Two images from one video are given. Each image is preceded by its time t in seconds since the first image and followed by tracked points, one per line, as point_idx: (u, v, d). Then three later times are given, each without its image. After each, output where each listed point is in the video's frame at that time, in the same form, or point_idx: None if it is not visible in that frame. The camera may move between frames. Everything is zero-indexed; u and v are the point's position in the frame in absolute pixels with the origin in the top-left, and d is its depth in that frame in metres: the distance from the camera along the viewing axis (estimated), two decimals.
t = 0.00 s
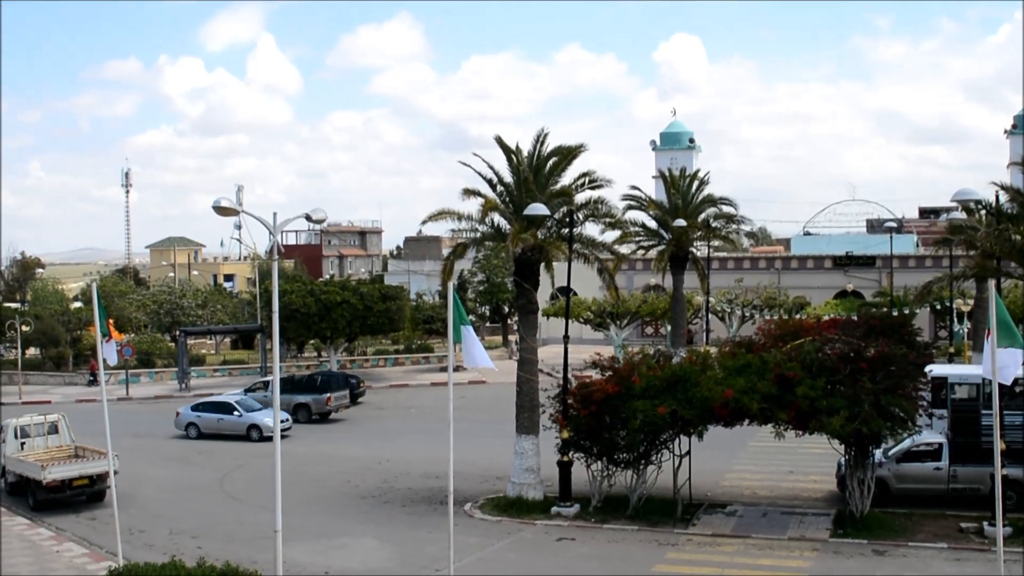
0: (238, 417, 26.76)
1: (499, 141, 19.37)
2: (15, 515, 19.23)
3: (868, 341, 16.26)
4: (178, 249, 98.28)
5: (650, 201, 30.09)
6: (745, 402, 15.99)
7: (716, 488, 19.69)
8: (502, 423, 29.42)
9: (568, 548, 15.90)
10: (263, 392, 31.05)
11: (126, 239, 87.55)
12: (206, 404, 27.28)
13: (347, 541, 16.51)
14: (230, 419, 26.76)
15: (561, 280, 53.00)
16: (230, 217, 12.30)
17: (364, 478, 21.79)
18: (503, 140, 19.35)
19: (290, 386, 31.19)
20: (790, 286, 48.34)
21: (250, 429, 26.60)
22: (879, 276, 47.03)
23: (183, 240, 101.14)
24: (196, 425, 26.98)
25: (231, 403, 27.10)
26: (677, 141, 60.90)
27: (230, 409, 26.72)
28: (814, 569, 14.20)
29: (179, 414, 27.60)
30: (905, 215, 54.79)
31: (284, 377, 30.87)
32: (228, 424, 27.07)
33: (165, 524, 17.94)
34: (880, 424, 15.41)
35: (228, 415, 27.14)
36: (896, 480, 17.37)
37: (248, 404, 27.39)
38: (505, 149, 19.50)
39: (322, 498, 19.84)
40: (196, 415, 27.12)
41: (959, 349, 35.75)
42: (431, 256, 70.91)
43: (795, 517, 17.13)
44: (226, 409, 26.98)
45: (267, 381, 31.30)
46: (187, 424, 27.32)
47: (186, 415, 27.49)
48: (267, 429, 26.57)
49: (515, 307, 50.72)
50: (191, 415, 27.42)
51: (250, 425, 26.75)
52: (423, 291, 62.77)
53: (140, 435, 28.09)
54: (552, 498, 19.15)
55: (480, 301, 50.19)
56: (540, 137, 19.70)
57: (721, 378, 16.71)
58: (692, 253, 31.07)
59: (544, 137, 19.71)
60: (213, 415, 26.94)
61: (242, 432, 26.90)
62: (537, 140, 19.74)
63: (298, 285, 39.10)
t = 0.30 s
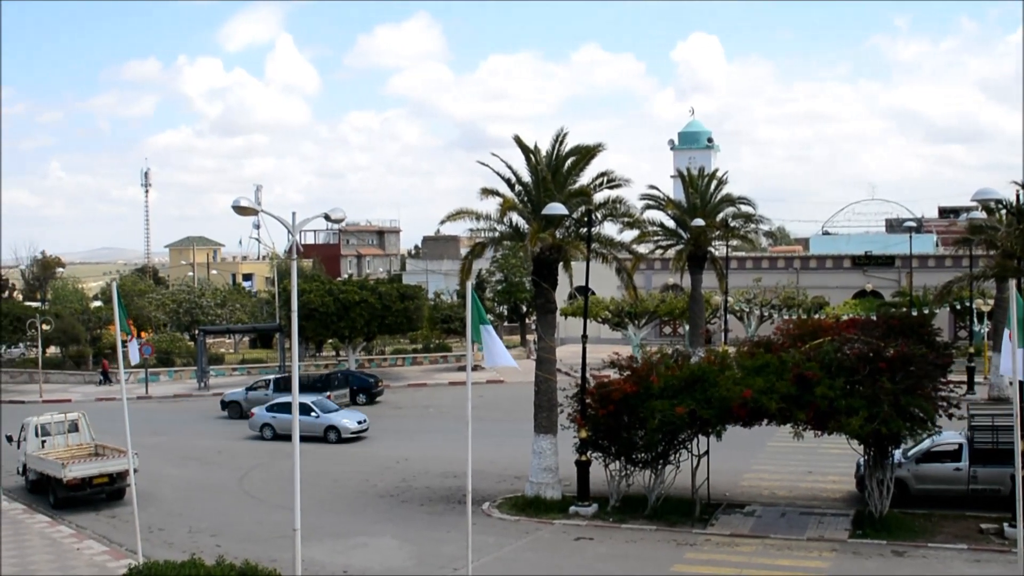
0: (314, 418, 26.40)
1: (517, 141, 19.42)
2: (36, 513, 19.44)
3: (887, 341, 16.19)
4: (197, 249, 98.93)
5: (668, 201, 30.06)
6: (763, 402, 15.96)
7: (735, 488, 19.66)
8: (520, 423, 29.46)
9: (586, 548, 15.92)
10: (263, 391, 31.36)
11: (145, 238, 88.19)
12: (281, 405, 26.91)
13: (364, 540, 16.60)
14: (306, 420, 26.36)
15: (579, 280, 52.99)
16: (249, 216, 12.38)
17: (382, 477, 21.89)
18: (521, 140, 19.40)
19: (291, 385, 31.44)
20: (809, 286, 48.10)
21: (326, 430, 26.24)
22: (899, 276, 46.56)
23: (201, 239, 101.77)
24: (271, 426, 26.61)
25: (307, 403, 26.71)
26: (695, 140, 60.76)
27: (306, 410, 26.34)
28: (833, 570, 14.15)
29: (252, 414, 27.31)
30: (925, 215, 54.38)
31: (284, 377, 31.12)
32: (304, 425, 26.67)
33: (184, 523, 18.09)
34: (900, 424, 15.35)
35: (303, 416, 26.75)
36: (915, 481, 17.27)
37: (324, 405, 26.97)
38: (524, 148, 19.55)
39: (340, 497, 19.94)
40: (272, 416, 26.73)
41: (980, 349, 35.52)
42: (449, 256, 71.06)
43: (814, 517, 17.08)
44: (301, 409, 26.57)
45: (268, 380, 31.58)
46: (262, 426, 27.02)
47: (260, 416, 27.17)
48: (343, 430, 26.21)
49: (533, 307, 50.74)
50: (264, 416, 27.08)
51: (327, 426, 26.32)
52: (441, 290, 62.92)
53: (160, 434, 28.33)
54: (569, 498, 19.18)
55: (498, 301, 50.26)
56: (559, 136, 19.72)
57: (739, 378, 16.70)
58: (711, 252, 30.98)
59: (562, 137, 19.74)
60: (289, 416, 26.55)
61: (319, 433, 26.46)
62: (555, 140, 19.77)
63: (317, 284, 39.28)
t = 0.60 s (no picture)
0: (387, 417, 26.04)
1: (536, 138, 19.45)
2: (58, 509, 19.66)
3: (907, 339, 16.10)
4: (217, 247, 99.53)
5: (687, 199, 29.98)
6: (783, 400, 15.93)
7: (754, 486, 19.62)
8: (538, 421, 29.50)
9: (605, 546, 15.94)
10: (263, 388, 31.54)
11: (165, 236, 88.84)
12: (354, 404, 26.66)
13: (383, 537, 16.69)
14: (380, 420, 26.05)
15: (597, 278, 52.92)
16: (269, 214, 12.45)
17: (401, 474, 22.00)
18: (540, 137, 19.42)
19: (291, 383, 31.56)
20: (828, 284, 47.87)
21: (399, 429, 25.82)
22: (919, 274, 46.33)
23: (221, 237, 102.36)
24: (343, 425, 26.31)
25: (381, 403, 26.45)
26: (714, 138, 60.54)
27: (380, 409, 26.05)
28: (853, 568, 14.11)
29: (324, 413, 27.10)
30: (945, 213, 54.00)
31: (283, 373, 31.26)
32: (378, 424, 26.36)
33: (204, 519, 18.24)
34: (920, 422, 15.28)
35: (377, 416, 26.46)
36: (935, 480, 17.18)
37: (398, 405, 26.67)
38: (543, 146, 19.58)
39: (360, 495, 20.05)
40: (344, 415, 26.46)
41: (1001, 347, 35.24)
42: (467, 254, 71.16)
43: (833, 516, 17.03)
44: (375, 409, 26.30)
45: (268, 377, 31.77)
46: (333, 425, 26.73)
47: (332, 416, 26.89)
48: (417, 430, 25.74)
49: (551, 305, 50.70)
50: (336, 416, 26.81)
51: (400, 426, 25.93)
52: (459, 288, 63.05)
53: (180, 431, 28.53)
54: (588, 496, 19.20)
55: (517, 298, 50.29)
56: (578, 134, 19.73)
57: (758, 375, 16.67)
58: (730, 250, 30.86)
59: (581, 134, 19.76)
60: (361, 415, 26.26)
61: (393, 433, 26.08)
62: (574, 137, 19.79)
63: (336, 282, 39.44)
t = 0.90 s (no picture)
0: (474, 423, 25.44)
1: (557, 141, 19.50)
2: (81, 510, 19.89)
3: (930, 342, 16.00)
4: (238, 250, 100.21)
5: (709, 201, 29.93)
6: (805, 404, 15.90)
7: (775, 490, 19.56)
8: (559, 423, 29.55)
9: (626, 549, 15.95)
10: (263, 390, 32.01)
11: (188, 239, 89.55)
12: (436, 409, 26.10)
13: (404, 540, 16.77)
14: (466, 426, 25.45)
15: (618, 281, 52.89)
16: (291, 217, 12.55)
17: (422, 477, 22.08)
18: (562, 140, 19.47)
19: (290, 385, 32.04)
20: (850, 287, 47.63)
21: (487, 435, 25.23)
22: (942, 277, 46.03)
23: (243, 240, 103.07)
24: (426, 430, 25.77)
25: (465, 408, 25.84)
26: (736, 141, 60.37)
27: (466, 414, 25.44)
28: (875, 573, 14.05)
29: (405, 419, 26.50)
30: (968, 215, 53.62)
31: (282, 375, 31.75)
32: (463, 430, 25.78)
33: (226, 521, 18.40)
34: (943, 427, 15.19)
35: (461, 421, 25.89)
36: (958, 484, 17.05)
37: (482, 410, 26.05)
38: (564, 149, 19.62)
39: (381, 497, 20.14)
40: (427, 420, 25.91)
41: None
42: (488, 257, 71.29)
43: (856, 520, 16.94)
44: (460, 414, 25.72)
45: (268, 380, 32.27)
46: (416, 430, 26.15)
47: (413, 421, 26.34)
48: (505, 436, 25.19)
49: (572, 308, 50.71)
50: (418, 421, 26.27)
51: (487, 432, 25.35)
52: (480, 291, 63.15)
53: (202, 434, 28.76)
54: (609, 499, 19.21)
55: (538, 301, 50.34)
56: (599, 137, 19.78)
57: (780, 379, 16.63)
58: (751, 253, 30.76)
59: (602, 137, 19.79)
60: (446, 421, 25.67)
61: (479, 438, 25.50)
62: (595, 140, 19.82)
63: (357, 285, 39.61)
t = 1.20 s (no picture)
0: (551, 425, 24.96)
1: (576, 140, 19.50)
2: (101, 509, 20.09)
3: (950, 342, 15.80)
4: (257, 249, 100.72)
5: (727, 201, 29.85)
6: (824, 404, 15.87)
7: (794, 491, 19.50)
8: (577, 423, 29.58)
9: (644, 549, 15.94)
10: (260, 389, 32.42)
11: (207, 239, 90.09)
12: (512, 411, 25.66)
13: (422, 539, 16.84)
14: (543, 427, 24.98)
15: (636, 281, 52.82)
16: (310, 216, 12.60)
17: (441, 476, 22.16)
18: (580, 140, 19.47)
19: (287, 383, 32.38)
20: (869, 287, 47.35)
21: (565, 437, 24.72)
22: (961, 277, 45.76)
23: (261, 240, 103.57)
24: (501, 433, 25.35)
25: (542, 409, 25.38)
26: (754, 140, 60.14)
27: (543, 416, 24.98)
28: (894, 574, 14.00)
29: (480, 421, 26.09)
30: (988, 214, 53.23)
31: (279, 375, 32.17)
32: (540, 432, 25.29)
33: (245, 520, 18.53)
34: (963, 427, 15.10)
35: (539, 423, 25.40)
36: (978, 485, 16.98)
37: (559, 411, 25.57)
38: (582, 149, 19.63)
39: (399, 496, 20.23)
40: (502, 422, 25.48)
41: None
42: (506, 256, 71.37)
43: (875, 521, 16.87)
44: (537, 416, 25.26)
45: (265, 379, 32.70)
46: (491, 432, 25.79)
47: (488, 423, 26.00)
48: (584, 438, 24.66)
49: (590, 307, 50.69)
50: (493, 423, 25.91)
51: (565, 434, 24.85)
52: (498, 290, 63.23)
53: (221, 433, 28.95)
54: (628, 499, 19.20)
55: (556, 301, 50.35)
56: (618, 136, 19.77)
57: (799, 378, 16.58)
58: (770, 253, 30.63)
59: (621, 137, 19.78)
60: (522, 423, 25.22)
61: (557, 440, 25.00)
62: (614, 139, 19.81)
63: (376, 285, 39.75)
